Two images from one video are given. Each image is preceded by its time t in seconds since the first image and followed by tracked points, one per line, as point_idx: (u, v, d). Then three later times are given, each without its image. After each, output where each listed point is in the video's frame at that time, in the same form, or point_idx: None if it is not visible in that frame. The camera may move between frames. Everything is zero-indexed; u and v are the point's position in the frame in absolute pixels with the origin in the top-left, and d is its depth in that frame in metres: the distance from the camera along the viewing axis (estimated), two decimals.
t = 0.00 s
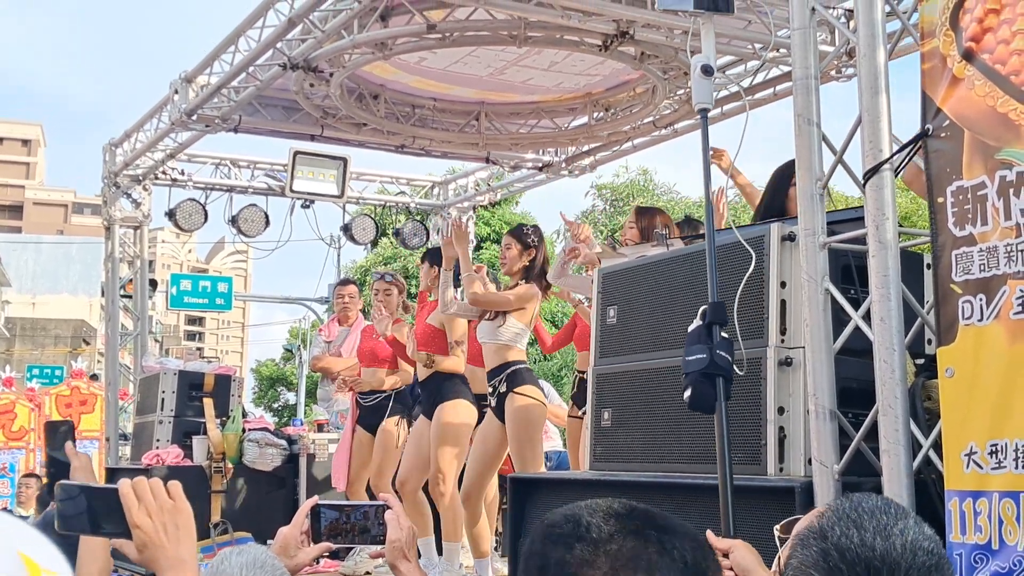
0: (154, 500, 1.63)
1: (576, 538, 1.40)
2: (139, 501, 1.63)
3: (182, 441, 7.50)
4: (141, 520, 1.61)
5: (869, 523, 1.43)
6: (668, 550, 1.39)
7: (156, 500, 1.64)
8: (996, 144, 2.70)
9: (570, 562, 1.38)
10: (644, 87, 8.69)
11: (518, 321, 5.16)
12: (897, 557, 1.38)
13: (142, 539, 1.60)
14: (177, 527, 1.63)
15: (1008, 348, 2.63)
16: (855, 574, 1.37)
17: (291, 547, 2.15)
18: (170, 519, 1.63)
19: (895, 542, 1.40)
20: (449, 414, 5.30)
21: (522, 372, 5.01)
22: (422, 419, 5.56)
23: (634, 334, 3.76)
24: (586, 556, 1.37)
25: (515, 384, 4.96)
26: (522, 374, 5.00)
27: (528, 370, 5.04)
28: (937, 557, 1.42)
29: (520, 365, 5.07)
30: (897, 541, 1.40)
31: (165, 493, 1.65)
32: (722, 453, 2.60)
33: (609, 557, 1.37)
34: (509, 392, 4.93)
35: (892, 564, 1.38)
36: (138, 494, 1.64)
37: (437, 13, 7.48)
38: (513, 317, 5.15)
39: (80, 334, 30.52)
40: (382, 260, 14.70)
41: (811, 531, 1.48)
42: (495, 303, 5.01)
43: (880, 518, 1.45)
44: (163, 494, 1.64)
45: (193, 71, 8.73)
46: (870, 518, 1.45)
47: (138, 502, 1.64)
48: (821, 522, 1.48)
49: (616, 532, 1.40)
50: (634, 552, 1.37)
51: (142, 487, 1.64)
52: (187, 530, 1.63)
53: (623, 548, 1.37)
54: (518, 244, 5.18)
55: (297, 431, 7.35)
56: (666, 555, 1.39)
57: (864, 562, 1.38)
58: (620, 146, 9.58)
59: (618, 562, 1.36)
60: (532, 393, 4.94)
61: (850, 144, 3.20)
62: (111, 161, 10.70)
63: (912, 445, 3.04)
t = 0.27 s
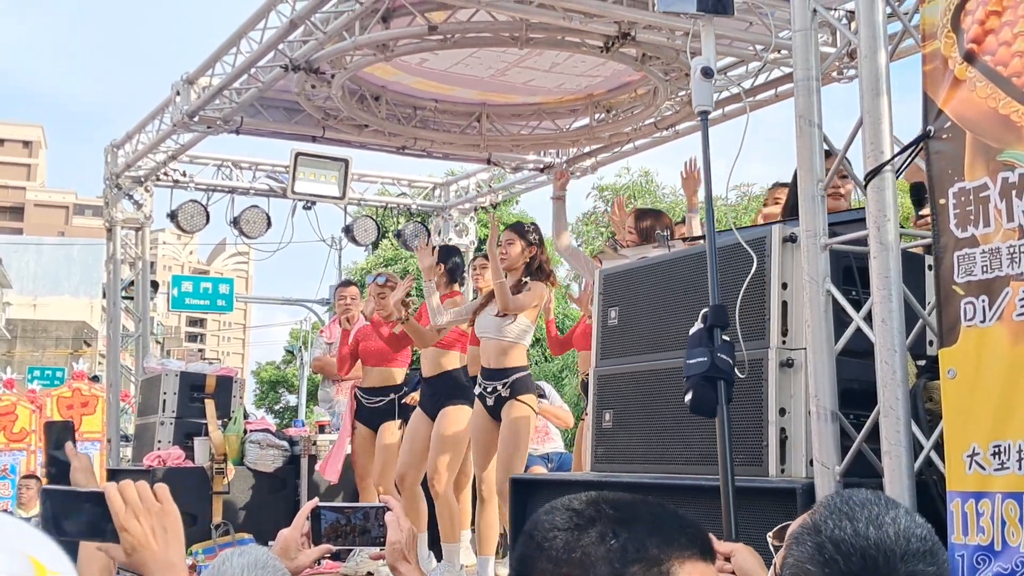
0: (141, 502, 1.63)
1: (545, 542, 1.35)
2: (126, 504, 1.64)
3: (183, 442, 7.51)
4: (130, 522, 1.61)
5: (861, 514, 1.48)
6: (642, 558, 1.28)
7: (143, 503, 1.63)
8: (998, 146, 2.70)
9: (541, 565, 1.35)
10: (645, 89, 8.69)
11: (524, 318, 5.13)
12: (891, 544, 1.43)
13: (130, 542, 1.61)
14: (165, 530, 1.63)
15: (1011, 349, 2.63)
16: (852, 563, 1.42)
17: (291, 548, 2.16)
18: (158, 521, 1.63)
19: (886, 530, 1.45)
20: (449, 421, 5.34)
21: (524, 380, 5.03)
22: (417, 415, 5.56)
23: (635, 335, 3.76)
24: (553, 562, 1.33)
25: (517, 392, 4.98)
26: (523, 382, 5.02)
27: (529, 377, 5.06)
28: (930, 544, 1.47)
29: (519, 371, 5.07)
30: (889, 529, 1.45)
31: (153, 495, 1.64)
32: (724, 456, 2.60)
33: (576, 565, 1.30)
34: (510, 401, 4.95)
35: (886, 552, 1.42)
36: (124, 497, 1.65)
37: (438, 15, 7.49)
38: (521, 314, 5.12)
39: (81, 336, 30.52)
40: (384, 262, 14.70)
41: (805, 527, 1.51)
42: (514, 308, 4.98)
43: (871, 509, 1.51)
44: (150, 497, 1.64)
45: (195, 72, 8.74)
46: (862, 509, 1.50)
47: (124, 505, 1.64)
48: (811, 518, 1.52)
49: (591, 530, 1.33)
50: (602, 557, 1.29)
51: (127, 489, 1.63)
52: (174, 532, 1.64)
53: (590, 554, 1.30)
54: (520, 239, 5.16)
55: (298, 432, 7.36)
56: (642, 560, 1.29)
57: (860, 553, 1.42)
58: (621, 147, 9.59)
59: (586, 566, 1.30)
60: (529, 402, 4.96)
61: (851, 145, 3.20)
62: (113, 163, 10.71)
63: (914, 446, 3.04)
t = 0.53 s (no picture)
0: (136, 506, 1.63)
1: (541, 537, 1.27)
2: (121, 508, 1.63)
3: (183, 444, 7.51)
4: (124, 527, 1.61)
5: (848, 507, 1.58)
6: (629, 548, 1.17)
7: (139, 507, 1.63)
8: (996, 148, 2.71)
9: (537, 564, 1.26)
10: (645, 91, 8.70)
11: (525, 319, 5.13)
12: (880, 535, 1.52)
13: (125, 546, 1.61)
14: (160, 534, 1.64)
15: (1009, 350, 2.64)
16: (843, 556, 1.50)
17: (291, 552, 2.15)
18: (153, 525, 1.64)
19: (873, 521, 1.54)
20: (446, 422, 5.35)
21: (524, 381, 5.02)
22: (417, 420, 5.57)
23: (635, 337, 3.76)
24: (545, 558, 1.24)
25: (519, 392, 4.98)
26: (524, 383, 5.02)
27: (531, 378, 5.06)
28: (917, 532, 1.56)
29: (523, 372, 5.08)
30: (876, 520, 1.54)
31: (148, 499, 1.65)
32: (722, 458, 2.60)
33: (565, 558, 1.22)
34: (511, 402, 4.95)
35: (876, 542, 1.51)
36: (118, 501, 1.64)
37: (438, 18, 7.49)
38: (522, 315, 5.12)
39: (82, 338, 30.52)
40: (384, 264, 14.71)
41: (795, 527, 1.60)
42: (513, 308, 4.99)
43: (856, 503, 1.60)
44: (145, 501, 1.64)
45: (195, 75, 8.75)
46: (847, 504, 1.60)
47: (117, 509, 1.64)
48: (800, 517, 1.61)
49: (582, 521, 1.24)
50: (589, 546, 1.20)
51: (122, 493, 1.63)
52: (169, 536, 1.64)
53: (578, 543, 1.21)
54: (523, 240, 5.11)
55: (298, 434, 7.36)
56: (630, 550, 1.18)
57: (850, 545, 1.51)
58: (621, 149, 9.60)
59: (573, 556, 1.21)
60: (530, 402, 4.97)
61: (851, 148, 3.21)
62: (113, 165, 10.72)
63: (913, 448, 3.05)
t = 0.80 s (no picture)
0: (143, 506, 1.63)
1: (601, 534, 1.28)
2: (128, 508, 1.63)
3: (184, 446, 7.51)
4: (131, 526, 1.62)
5: (847, 509, 1.59)
6: (687, 543, 1.19)
7: (146, 507, 1.64)
8: (997, 150, 2.71)
9: (598, 563, 1.26)
10: (646, 93, 8.70)
11: (520, 326, 5.14)
12: (878, 536, 1.53)
13: (132, 545, 1.61)
14: (167, 534, 1.64)
15: (1010, 352, 2.63)
16: (842, 556, 1.50)
17: (292, 554, 2.16)
18: (160, 525, 1.64)
19: (872, 523, 1.55)
20: (444, 424, 5.34)
21: (524, 377, 5.01)
22: (415, 422, 5.58)
23: (635, 340, 3.76)
24: (605, 553, 1.25)
25: (520, 390, 4.95)
26: (522, 380, 5.00)
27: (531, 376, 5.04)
28: (914, 533, 1.57)
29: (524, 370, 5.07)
30: (874, 522, 1.56)
31: (155, 500, 1.65)
32: (720, 460, 2.60)
33: (627, 550, 1.23)
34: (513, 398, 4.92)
35: (875, 543, 1.52)
36: (124, 501, 1.64)
37: (439, 19, 7.50)
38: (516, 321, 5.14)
39: (82, 340, 30.52)
40: (385, 266, 14.72)
41: (793, 528, 1.60)
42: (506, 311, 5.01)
43: (853, 506, 1.61)
44: (152, 501, 1.64)
45: (196, 76, 8.75)
46: (845, 506, 1.61)
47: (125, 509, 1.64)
48: (797, 521, 1.61)
49: (642, 520, 1.26)
50: (650, 540, 1.22)
51: (129, 493, 1.63)
52: (176, 535, 1.64)
53: (638, 537, 1.23)
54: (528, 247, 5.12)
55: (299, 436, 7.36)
56: (688, 546, 1.20)
57: (849, 545, 1.51)
58: (622, 151, 9.60)
59: (633, 549, 1.23)
60: (535, 400, 4.92)
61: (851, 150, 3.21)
62: (113, 167, 10.72)
63: (913, 450, 3.05)
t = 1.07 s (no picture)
0: (151, 506, 1.63)
1: (675, 538, 1.13)
2: (137, 508, 1.63)
3: (184, 447, 7.50)
4: (139, 527, 1.61)
5: (854, 513, 1.70)
6: (765, 545, 1.05)
7: (153, 508, 1.63)
8: (999, 151, 2.70)
9: (674, 567, 1.11)
10: (647, 94, 8.70)
11: (525, 322, 5.13)
12: (883, 540, 1.64)
13: (139, 546, 1.61)
14: (174, 534, 1.64)
15: (1012, 353, 2.63)
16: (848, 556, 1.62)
17: (295, 556, 2.15)
18: (167, 526, 1.64)
19: (878, 527, 1.66)
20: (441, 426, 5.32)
21: (523, 382, 5.01)
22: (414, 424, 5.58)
23: (635, 341, 3.76)
24: (681, 557, 1.10)
25: (517, 395, 4.96)
26: (522, 385, 5.01)
27: (528, 380, 5.05)
28: (920, 539, 1.66)
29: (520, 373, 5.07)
30: (880, 526, 1.66)
31: (163, 501, 1.65)
32: (721, 461, 2.59)
33: (703, 551, 1.08)
34: (509, 403, 4.94)
35: (880, 547, 1.62)
36: (135, 501, 1.63)
37: (440, 21, 7.50)
38: (521, 317, 5.12)
39: (82, 341, 30.52)
40: (385, 267, 14.72)
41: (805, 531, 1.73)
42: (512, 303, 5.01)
43: (863, 510, 1.73)
44: (161, 502, 1.64)
45: (197, 77, 8.76)
46: (854, 509, 1.73)
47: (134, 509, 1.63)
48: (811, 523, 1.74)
49: (719, 522, 1.11)
50: (727, 542, 1.07)
51: (139, 494, 1.63)
52: (184, 536, 1.64)
53: (715, 539, 1.08)
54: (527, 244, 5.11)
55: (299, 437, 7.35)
56: (767, 548, 1.05)
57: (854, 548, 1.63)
58: (623, 152, 9.61)
59: (710, 552, 1.07)
60: (530, 406, 4.94)
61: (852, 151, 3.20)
62: (113, 168, 10.72)
63: (915, 451, 3.04)
